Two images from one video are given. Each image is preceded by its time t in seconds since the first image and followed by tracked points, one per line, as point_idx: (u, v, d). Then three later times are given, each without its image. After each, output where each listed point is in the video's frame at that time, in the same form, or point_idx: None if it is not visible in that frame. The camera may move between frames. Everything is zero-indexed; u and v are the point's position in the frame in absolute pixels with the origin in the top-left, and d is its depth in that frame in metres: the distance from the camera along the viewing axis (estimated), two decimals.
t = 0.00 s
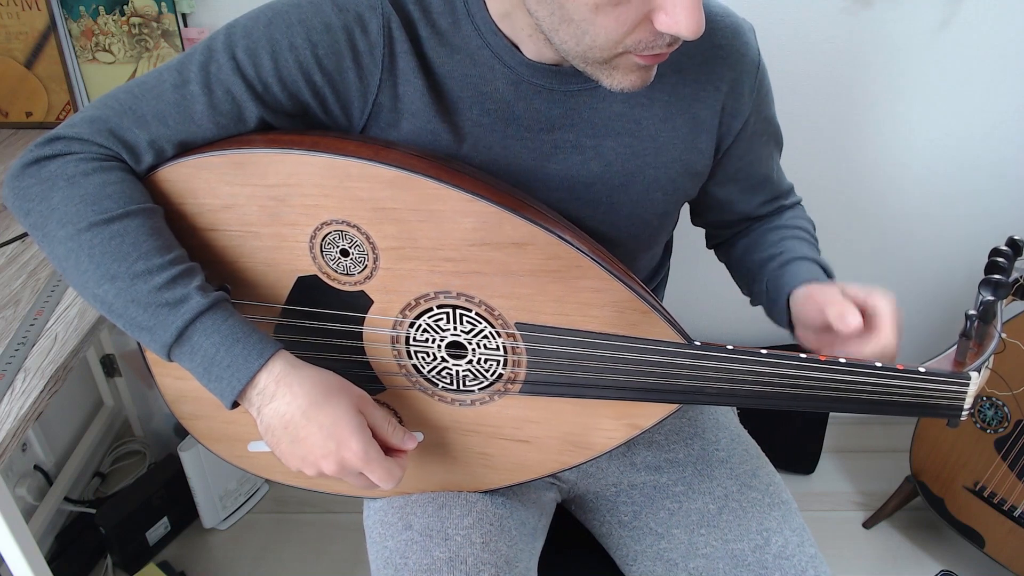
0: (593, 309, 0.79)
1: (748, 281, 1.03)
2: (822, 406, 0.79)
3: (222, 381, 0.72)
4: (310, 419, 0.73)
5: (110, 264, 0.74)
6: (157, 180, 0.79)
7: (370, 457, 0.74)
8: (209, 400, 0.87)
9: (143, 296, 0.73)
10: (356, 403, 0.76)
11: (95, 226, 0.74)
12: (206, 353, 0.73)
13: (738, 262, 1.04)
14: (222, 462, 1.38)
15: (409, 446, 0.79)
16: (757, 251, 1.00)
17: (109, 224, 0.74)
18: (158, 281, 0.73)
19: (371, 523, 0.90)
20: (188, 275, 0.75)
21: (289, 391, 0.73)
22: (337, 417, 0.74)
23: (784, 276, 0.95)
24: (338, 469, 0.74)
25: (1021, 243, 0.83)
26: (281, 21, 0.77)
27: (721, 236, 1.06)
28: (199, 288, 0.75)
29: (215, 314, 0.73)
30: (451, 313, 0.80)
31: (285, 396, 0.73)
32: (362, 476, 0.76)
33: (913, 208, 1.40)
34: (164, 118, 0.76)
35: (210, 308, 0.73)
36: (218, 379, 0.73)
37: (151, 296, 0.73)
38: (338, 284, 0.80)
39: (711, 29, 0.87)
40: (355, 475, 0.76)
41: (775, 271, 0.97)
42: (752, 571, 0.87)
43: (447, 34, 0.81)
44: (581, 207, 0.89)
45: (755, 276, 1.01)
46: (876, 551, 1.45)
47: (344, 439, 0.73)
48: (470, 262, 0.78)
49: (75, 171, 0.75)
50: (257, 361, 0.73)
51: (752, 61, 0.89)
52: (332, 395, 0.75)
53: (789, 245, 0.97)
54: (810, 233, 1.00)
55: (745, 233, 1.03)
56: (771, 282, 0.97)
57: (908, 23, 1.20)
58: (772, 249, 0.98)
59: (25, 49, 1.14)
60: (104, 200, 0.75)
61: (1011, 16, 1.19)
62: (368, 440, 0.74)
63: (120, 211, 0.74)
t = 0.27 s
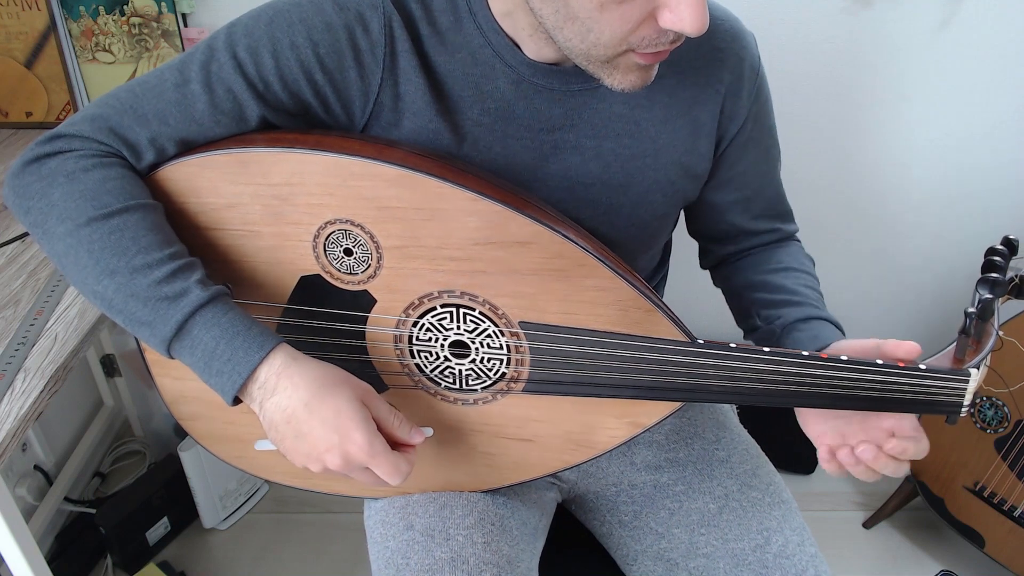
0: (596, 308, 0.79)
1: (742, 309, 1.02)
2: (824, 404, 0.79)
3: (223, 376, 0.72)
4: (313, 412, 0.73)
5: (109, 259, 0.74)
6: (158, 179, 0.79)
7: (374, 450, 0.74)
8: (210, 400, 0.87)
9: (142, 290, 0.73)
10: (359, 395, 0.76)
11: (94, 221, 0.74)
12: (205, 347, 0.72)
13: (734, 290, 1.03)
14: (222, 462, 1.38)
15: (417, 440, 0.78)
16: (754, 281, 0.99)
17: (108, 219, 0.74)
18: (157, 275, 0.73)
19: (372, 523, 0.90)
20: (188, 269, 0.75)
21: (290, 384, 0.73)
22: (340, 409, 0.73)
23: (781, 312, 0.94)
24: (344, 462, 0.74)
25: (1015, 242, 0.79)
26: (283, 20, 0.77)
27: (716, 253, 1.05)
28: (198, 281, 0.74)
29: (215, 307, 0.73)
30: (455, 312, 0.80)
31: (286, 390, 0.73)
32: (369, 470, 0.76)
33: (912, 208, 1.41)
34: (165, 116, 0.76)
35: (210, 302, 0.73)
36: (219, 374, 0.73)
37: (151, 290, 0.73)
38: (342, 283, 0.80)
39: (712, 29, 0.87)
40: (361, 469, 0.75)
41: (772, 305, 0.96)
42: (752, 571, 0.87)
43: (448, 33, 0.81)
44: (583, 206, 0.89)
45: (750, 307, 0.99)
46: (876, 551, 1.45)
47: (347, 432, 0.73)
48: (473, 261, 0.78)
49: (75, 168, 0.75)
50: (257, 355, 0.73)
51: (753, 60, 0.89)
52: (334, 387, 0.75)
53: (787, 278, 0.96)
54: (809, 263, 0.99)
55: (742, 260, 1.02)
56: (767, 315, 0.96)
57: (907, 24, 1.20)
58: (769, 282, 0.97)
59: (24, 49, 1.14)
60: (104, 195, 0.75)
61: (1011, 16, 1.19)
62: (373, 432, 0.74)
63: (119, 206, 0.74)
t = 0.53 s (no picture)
0: (597, 308, 0.79)
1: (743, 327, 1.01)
2: (825, 404, 0.79)
3: (219, 373, 0.72)
4: (312, 406, 0.73)
5: (106, 254, 0.74)
6: (158, 178, 0.79)
7: (378, 440, 0.73)
8: (210, 399, 0.87)
9: (139, 287, 0.73)
10: (359, 387, 0.75)
11: (92, 217, 0.74)
12: (202, 344, 0.72)
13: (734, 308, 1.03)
14: (222, 462, 1.38)
15: (422, 425, 0.76)
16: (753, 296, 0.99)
17: (106, 215, 0.74)
18: (155, 270, 0.73)
19: (371, 523, 0.90)
20: (185, 265, 0.75)
21: (287, 380, 0.73)
22: (340, 401, 0.73)
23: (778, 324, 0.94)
24: (347, 454, 0.74)
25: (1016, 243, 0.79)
26: (285, 19, 0.77)
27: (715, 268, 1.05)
28: (195, 277, 0.74)
29: (211, 303, 0.73)
30: (455, 312, 0.80)
31: (284, 386, 0.73)
32: (375, 461, 0.75)
33: (913, 208, 1.41)
34: (166, 115, 0.76)
35: (207, 298, 0.73)
36: (216, 371, 0.72)
37: (148, 286, 0.73)
38: (342, 283, 0.80)
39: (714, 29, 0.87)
40: (367, 461, 0.75)
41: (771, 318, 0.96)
42: (752, 571, 0.87)
43: (450, 33, 0.81)
44: (583, 206, 0.89)
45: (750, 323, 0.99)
46: (876, 551, 1.45)
47: (348, 424, 0.73)
48: (474, 261, 0.78)
49: (74, 164, 0.75)
50: (254, 351, 0.72)
51: (755, 61, 0.89)
52: (333, 381, 0.74)
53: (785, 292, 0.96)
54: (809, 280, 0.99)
55: (740, 276, 1.02)
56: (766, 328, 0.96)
57: (908, 24, 1.20)
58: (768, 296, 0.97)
59: (24, 49, 1.14)
60: (103, 191, 0.75)
61: (1011, 16, 1.19)
62: (374, 423, 0.73)
63: (118, 202, 0.74)
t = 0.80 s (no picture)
0: (598, 307, 0.79)
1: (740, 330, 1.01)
2: (826, 402, 0.79)
3: (226, 368, 0.72)
4: (324, 389, 0.73)
5: (109, 252, 0.74)
6: (160, 177, 0.79)
7: (395, 410, 0.75)
8: (210, 398, 0.88)
9: (143, 284, 0.73)
10: (365, 361, 0.76)
11: (94, 215, 0.74)
12: (207, 339, 0.72)
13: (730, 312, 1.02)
14: (222, 462, 1.38)
15: (436, 378, 0.77)
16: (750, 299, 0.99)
17: (109, 212, 0.74)
18: (159, 267, 0.73)
19: (372, 523, 0.89)
20: (189, 261, 0.75)
21: (294, 373, 0.72)
22: (350, 382, 0.73)
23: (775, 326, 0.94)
24: (370, 427, 0.76)
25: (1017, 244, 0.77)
26: (288, 20, 0.78)
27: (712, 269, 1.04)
28: (199, 273, 0.74)
29: (216, 298, 0.73)
30: (456, 311, 0.81)
31: (292, 376, 0.72)
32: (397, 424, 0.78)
33: (913, 208, 1.41)
34: (168, 115, 0.76)
35: (211, 293, 0.73)
36: (222, 366, 0.72)
37: (151, 283, 0.73)
38: (343, 282, 0.80)
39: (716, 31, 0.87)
40: (390, 426, 0.77)
41: (768, 321, 0.96)
42: (752, 571, 0.87)
43: (452, 33, 0.81)
44: (584, 206, 0.89)
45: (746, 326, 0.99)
46: (875, 551, 1.45)
47: (364, 402, 0.74)
48: (476, 259, 0.78)
49: (75, 162, 0.75)
50: (260, 344, 0.72)
51: (757, 62, 0.89)
52: (338, 361, 0.74)
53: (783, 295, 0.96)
54: (806, 284, 0.99)
55: (739, 277, 1.02)
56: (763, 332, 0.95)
57: (908, 24, 1.20)
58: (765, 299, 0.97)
59: (24, 49, 1.14)
60: (105, 189, 0.75)
61: (1012, 17, 1.20)
62: (387, 395, 0.75)
63: (121, 199, 0.74)
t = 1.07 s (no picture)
0: (600, 303, 0.79)
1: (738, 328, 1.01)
2: (827, 396, 0.79)
3: (223, 359, 0.72)
4: (326, 374, 0.73)
5: (109, 243, 0.74)
6: (163, 175, 0.80)
7: (398, 385, 0.74)
8: (211, 397, 0.88)
9: (141, 275, 0.73)
10: (361, 340, 0.75)
11: (95, 207, 0.74)
12: (204, 330, 0.72)
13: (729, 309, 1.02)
14: (222, 462, 1.38)
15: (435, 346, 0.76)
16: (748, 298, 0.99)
17: (109, 205, 0.74)
18: (157, 258, 0.73)
19: (372, 523, 0.89)
20: (188, 253, 0.75)
21: (293, 361, 0.72)
22: (349, 362, 0.73)
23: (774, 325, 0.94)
24: (376, 408, 0.75)
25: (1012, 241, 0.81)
26: (290, 21, 0.77)
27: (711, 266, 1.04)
28: (197, 264, 0.74)
29: (212, 289, 0.73)
30: (458, 307, 0.81)
31: (293, 365, 0.72)
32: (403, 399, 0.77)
33: (913, 208, 1.41)
34: (171, 114, 0.76)
35: (208, 284, 0.73)
36: (220, 357, 0.73)
37: (149, 274, 0.73)
38: (345, 278, 0.80)
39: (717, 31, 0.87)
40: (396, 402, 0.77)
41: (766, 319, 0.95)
42: (752, 571, 0.87)
43: (453, 34, 0.81)
44: (585, 204, 0.89)
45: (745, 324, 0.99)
46: (875, 551, 1.45)
47: (366, 380, 0.74)
48: (479, 254, 0.78)
49: (78, 157, 0.75)
50: (256, 334, 0.72)
51: (759, 62, 0.89)
52: (335, 344, 0.74)
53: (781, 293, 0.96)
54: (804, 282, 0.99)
55: (738, 274, 1.01)
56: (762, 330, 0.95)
57: (908, 24, 1.21)
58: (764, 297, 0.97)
59: (24, 49, 1.14)
60: (107, 182, 0.75)
61: (1012, 17, 1.20)
62: (388, 372, 0.74)
63: (121, 192, 0.74)
